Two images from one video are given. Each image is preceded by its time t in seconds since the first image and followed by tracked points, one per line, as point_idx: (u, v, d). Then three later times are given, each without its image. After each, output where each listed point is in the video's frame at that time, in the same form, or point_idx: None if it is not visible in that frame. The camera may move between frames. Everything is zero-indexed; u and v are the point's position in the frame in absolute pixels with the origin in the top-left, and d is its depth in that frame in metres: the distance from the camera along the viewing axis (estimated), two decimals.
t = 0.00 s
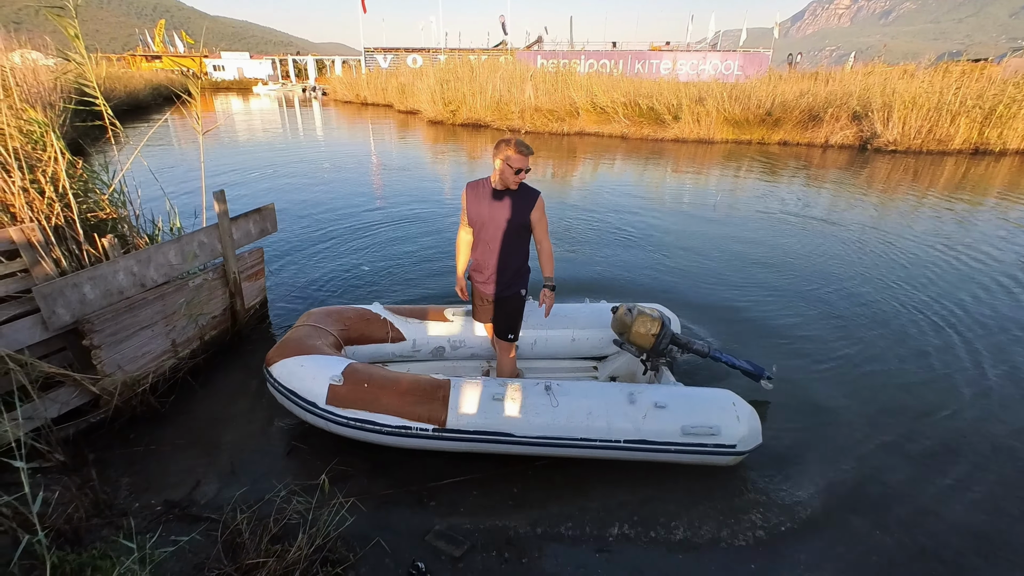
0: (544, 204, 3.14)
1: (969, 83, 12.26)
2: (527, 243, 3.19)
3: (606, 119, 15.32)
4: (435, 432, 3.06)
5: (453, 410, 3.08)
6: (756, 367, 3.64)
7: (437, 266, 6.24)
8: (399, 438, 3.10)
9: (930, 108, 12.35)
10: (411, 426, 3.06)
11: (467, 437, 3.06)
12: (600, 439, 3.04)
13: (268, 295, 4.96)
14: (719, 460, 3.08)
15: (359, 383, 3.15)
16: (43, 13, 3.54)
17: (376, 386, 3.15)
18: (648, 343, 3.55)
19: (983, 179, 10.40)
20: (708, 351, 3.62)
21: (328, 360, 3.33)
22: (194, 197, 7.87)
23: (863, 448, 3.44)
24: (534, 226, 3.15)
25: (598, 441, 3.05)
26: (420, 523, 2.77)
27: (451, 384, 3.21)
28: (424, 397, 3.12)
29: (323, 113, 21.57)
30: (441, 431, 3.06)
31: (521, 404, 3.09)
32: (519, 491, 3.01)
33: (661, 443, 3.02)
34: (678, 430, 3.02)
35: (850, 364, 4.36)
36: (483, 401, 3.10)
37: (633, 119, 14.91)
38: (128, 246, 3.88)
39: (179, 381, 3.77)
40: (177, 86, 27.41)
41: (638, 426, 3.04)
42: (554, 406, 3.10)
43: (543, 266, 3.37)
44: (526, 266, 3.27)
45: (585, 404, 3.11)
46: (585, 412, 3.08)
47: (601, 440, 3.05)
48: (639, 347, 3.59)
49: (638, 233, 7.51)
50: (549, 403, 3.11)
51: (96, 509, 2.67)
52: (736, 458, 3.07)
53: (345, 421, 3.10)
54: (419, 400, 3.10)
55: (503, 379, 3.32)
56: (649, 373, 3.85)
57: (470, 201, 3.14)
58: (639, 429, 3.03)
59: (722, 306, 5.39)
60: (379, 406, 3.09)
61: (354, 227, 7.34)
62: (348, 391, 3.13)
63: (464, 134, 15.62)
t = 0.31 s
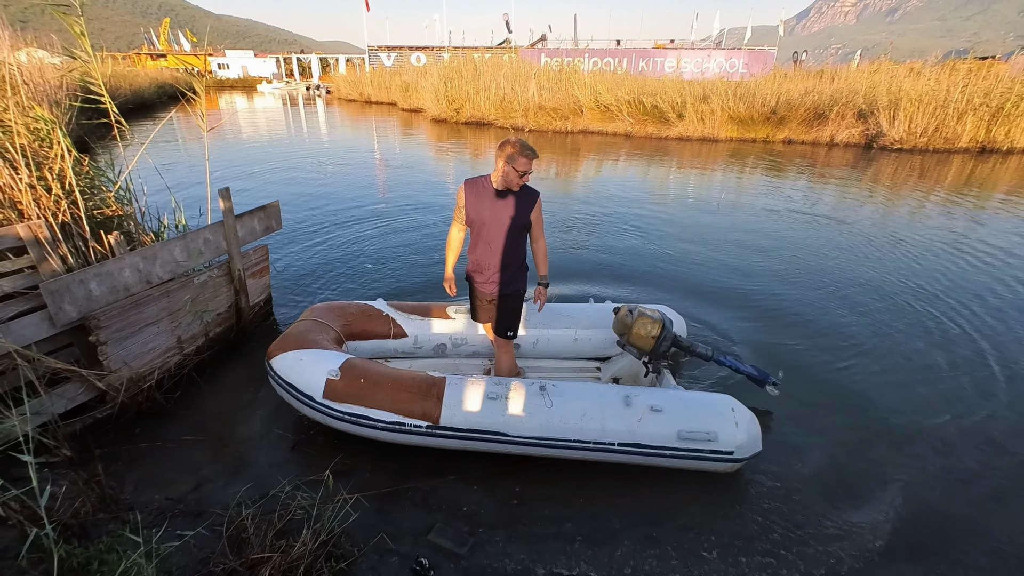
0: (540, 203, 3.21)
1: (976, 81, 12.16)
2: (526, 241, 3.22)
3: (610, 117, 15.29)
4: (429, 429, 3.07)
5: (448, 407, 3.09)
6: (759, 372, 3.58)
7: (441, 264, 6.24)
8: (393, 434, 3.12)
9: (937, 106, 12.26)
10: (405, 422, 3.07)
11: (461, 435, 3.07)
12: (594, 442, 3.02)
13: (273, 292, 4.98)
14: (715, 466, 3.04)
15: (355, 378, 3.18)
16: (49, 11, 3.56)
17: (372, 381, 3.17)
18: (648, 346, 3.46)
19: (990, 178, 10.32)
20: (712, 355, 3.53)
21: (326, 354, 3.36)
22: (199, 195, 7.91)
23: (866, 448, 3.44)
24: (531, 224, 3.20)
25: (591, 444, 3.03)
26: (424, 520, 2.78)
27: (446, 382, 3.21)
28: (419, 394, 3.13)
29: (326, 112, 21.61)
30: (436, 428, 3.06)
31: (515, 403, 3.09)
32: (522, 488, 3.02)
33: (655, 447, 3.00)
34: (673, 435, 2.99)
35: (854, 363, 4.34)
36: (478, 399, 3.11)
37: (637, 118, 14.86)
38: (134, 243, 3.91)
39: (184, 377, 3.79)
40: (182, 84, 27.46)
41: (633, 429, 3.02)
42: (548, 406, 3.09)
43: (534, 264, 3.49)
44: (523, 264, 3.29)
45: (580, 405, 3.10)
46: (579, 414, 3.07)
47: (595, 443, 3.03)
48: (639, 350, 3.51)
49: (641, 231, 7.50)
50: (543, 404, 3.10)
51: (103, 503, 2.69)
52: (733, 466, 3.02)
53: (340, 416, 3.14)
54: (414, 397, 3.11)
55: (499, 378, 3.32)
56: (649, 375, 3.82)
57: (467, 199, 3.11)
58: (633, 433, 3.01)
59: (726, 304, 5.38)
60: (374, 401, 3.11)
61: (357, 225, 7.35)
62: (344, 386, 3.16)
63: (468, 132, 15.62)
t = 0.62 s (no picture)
0: (540, 202, 3.20)
1: (983, 79, 12.05)
2: (525, 240, 3.22)
3: (614, 115, 15.24)
4: (421, 426, 3.08)
5: (441, 404, 3.09)
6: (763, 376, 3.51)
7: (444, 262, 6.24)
8: (386, 430, 3.14)
9: (943, 104, 12.16)
10: (397, 418, 3.09)
11: (452, 432, 3.07)
12: (585, 442, 3.00)
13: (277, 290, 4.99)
14: (710, 472, 2.99)
15: (351, 373, 3.20)
16: (54, 8, 3.57)
17: (367, 377, 3.19)
18: (646, 348, 3.38)
19: (996, 177, 10.23)
20: (714, 359, 3.47)
21: (325, 349, 3.38)
22: (203, 193, 7.93)
23: (869, 448, 3.43)
24: (530, 223, 3.20)
25: (582, 445, 3.01)
26: (427, 517, 2.79)
27: (440, 378, 3.23)
28: (412, 391, 3.14)
29: (330, 110, 21.64)
30: (427, 425, 3.07)
31: (508, 402, 3.08)
32: (524, 487, 3.02)
33: (648, 450, 2.96)
34: (666, 438, 2.95)
35: (857, 363, 4.33)
36: (472, 396, 3.11)
37: (640, 116, 14.81)
38: (139, 241, 3.93)
39: (188, 374, 3.81)
40: (186, 82, 27.49)
41: (625, 431, 2.98)
42: (540, 406, 3.07)
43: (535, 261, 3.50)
44: (523, 263, 3.29)
45: (572, 405, 3.08)
46: (571, 414, 3.05)
47: (586, 444, 3.01)
48: (637, 352, 3.43)
49: (645, 229, 7.48)
50: (536, 403, 3.08)
51: (108, 499, 2.71)
52: (729, 472, 2.97)
53: (334, 410, 3.17)
54: (406, 394, 3.12)
55: (495, 376, 3.32)
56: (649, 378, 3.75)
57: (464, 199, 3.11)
58: (625, 435, 2.98)
59: (730, 302, 5.36)
60: (367, 397, 3.13)
61: (361, 223, 7.35)
62: (340, 380, 3.18)
63: (471, 130, 15.60)
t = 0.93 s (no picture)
0: (540, 201, 3.18)
1: (990, 77, 11.96)
2: (524, 240, 3.21)
3: (617, 113, 15.20)
4: (412, 425, 3.09)
5: (432, 404, 3.09)
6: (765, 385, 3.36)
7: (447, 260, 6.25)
8: (378, 427, 3.16)
9: (949, 102, 12.09)
10: (389, 416, 3.11)
11: (443, 432, 3.07)
12: (575, 446, 2.96)
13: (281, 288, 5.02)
14: (704, 480, 2.91)
15: (345, 370, 3.23)
16: (60, 8, 3.59)
17: (361, 374, 3.21)
18: (643, 351, 3.27)
19: (1003, 176, 10.16)
20: (713, 365, 3.32)
21: (322, 345, 3.42)
22: (207, 191, 7.96)
23: (871, 448, 3.42)
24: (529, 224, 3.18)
25: (572, 448, 2.97)
26: (430, 515, 2.80)
27: (432, 377, 3.23)
28: (404, 390, 3.15)
29: (334, 109, 21.66)
30: (418, 423, 3.08)
31: (499, 403, 3.06)
32: (526, 485, 3.03)
33: (638, 456, 2.90)
34: (658, 444, 2.88)
35: (860, 362, 4.31)
36: (462, 397, 3.10)
37: (644, 114, 14.77)
38: (144, 239, 3.95)
39: (193, 372, 3.83)
40: (191, 81, 27.53)
41: (616, 436, 2.92)
42: (531, 408, 3.04)
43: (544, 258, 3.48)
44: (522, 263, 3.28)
45: (563, 408, 3.04)
46: (562, 417, 3.00)
47: (577, 448, 2.96)
48: (634, 355, 3.33)
49: (648, 228, 7.47)
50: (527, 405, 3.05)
51: (114, 496, 2.73)
52: (723, 480, 2.88)
53: (327, 407, 3.19)
54: (397, 393, 3.14)
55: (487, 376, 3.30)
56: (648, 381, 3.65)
57: (464, 198, 3.13)
58: (616, 440, 2.92)
59: (733, 301, 5.36)
60: (359, 394, 3.16)
61: (364, 221, 7.36)
62: (334, 376, 3.21)
63: (475, 129, 15.59)
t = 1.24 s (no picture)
0: (540, 195, 3.16)
1: (996, 75, 11.87)
2: (524, 235, 3.20)
3: (621, 113, 15.17)
4: (403, 424, 3.11)
5: (423, 403, 3.10)
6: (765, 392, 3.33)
7: (449, 259, 6.25)
8: (371, 426, 3.18)
9: (955, 101, 12.00)
10: (380, 416, 3.13)
11: (434, 432, 3.08)
12: (566, 450, 2.94)
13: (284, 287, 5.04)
14: (697, 488, 2.87)
15: (339, 368, 3.25)
16: (65, 9, 3.61)
17: (356, 372, 3.23)
18: (638, 356, 3.23)
19: (1008, 175, 10.10)
20: (713, 370, 3.28)
21: (318, 343, 3.45)
22: (211, 190, 7.99)
23: (875, 448, 3.41)
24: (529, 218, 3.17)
25: (562, 452, 2.95)
26: (432, 513, 2.81)
27: (425, 377, 3.23)
28: (395, 389, 3.16)
29: (337, 108, 21.70)
30: (409, 423, 3.09)
31: (489, 404, 3.06)
32: (530, 484, 3.04)
33: (630, 461, 2.87)
34: (649, 450, 2.85)
35: (864, 362, 4.29)
36: (453, 398, 3.11)
37: (647, 113, 14.74)
38: (148, 238, 3.98)
39: (197, 371, 3.85)
40: (195, 80, 27.55)
41: (607, 441, 2.90)
42: (523, 410, 3.03)
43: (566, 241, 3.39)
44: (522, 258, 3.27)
45: (555, 411, 3.02)
46: (553, 421, 2.99)
47: (567, 452, 2.94)
48: (631, 359, 3.29)
49: (651, 227, 7.46)
50: (519, 407, 3.05)
51: (119, 493, 2.75)
52: (716, 489, 2.84)
53: (321, 405, 3.22)
54: (389, 392, 3.15)
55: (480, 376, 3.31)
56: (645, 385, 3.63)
57: (464, 195, 3.14)
58: (607, 445, 2.89)
59: (736, 301, 5.34)
60: (352, 392, 3.18)
61: (367, 221, 7.38)
62: (329, 375, 3.24)
63: (478, 128, 15.59)
